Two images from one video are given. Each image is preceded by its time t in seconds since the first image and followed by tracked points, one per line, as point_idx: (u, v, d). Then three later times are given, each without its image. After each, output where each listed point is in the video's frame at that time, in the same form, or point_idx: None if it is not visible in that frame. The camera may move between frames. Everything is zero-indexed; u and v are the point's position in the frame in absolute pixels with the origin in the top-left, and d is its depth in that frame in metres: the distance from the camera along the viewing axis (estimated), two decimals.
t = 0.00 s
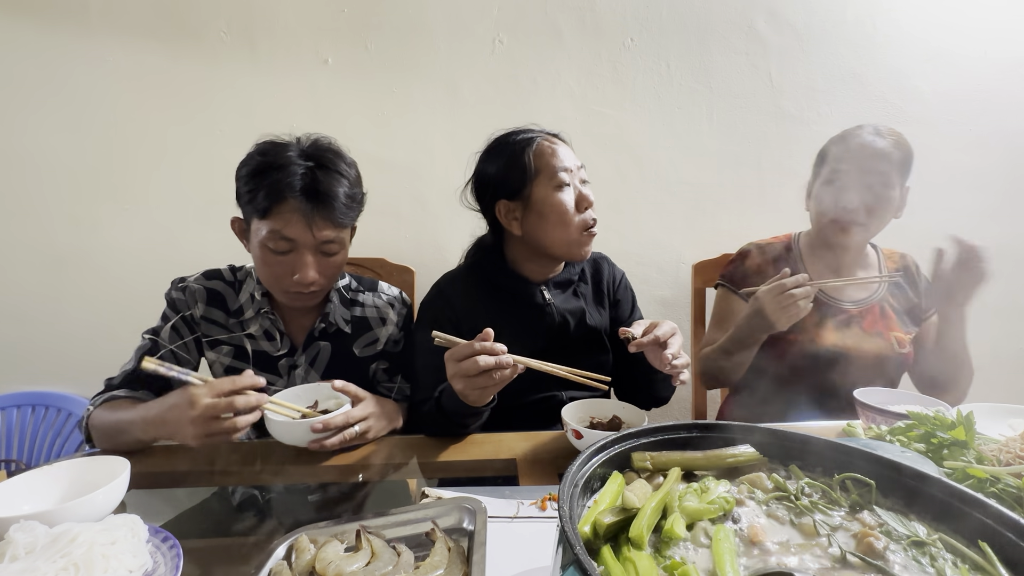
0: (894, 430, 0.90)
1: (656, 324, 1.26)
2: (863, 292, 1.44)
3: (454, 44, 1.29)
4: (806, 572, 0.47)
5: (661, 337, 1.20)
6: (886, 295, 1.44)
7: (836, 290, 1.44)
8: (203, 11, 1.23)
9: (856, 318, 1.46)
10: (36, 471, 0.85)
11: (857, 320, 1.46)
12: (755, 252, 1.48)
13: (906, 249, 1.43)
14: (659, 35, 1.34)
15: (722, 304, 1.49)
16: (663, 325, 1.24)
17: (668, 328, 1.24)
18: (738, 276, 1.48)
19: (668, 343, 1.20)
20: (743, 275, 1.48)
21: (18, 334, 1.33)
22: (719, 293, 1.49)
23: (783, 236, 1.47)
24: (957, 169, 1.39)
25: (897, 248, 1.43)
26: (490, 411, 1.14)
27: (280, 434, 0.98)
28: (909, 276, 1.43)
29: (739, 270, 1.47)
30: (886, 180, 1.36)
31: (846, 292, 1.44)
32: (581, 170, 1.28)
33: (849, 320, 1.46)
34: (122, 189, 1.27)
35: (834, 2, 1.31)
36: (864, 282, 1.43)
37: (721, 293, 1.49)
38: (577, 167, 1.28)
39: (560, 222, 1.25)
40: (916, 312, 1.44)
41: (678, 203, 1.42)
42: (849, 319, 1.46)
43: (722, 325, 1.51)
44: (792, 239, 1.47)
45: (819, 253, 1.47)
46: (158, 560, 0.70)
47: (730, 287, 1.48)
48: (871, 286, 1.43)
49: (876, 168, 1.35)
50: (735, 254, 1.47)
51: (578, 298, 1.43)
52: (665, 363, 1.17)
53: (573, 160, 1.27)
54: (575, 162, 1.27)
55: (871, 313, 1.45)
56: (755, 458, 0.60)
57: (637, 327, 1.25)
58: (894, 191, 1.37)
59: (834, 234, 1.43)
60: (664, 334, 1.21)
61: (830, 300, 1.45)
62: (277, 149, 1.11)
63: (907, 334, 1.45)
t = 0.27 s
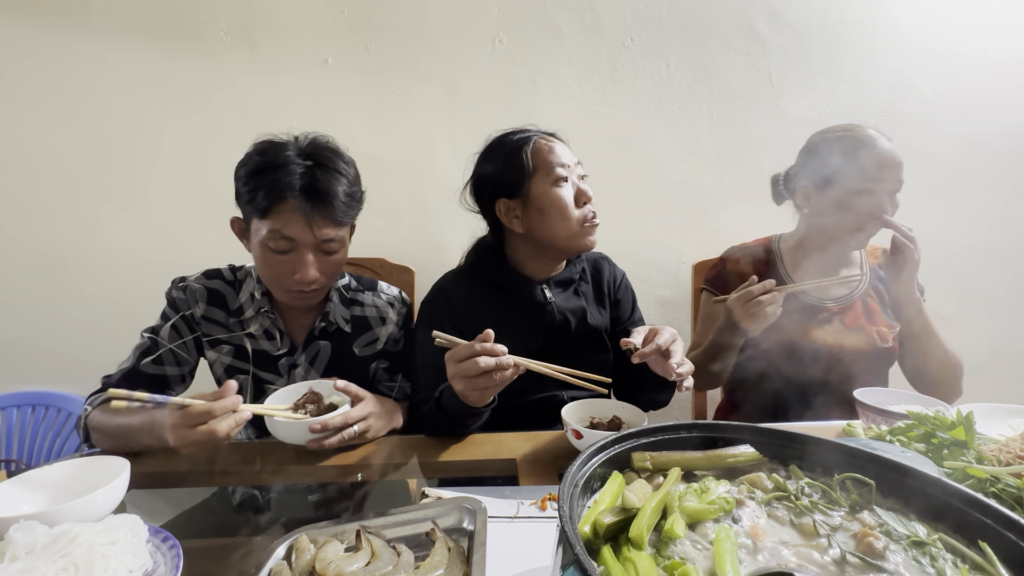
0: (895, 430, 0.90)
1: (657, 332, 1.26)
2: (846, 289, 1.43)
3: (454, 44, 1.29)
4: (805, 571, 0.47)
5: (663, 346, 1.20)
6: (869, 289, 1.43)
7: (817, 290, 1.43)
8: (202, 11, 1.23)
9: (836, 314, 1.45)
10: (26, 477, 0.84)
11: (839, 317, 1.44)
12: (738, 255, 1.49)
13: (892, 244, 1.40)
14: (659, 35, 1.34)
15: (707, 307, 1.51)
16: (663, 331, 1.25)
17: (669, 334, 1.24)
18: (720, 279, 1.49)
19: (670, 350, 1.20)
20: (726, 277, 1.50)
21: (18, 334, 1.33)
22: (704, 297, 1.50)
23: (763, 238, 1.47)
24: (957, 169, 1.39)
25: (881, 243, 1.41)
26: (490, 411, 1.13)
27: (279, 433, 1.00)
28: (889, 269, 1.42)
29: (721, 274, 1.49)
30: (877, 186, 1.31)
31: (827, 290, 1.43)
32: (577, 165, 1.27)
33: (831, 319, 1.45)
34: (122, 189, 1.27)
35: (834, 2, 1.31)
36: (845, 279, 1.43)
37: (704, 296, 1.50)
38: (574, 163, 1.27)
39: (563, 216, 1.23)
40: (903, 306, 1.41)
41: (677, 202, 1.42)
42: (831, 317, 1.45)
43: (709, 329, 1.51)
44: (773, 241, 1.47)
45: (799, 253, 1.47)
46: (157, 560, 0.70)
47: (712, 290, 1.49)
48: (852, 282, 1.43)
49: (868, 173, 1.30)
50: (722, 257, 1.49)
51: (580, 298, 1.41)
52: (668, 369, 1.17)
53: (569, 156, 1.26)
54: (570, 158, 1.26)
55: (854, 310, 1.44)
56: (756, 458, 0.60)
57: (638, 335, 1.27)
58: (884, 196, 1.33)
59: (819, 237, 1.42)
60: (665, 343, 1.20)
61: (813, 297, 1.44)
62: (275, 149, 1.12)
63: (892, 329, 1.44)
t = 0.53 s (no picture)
0: (894, 430, 0.90)
1: (658, 332, 1.25)
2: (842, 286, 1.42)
3: (454, 44, 1.29)
4: (805, 572, 0.47)
5: (666, 345, 1.20)
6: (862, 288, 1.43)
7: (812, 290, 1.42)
8: (202, 11, 1.23)
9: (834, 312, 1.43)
10: (31, 472, 0.84)
11: (836, 315, 1.42)
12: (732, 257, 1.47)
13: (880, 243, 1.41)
14: (659, 35, 1.34)
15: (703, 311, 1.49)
16: (665, 332, 1.24)
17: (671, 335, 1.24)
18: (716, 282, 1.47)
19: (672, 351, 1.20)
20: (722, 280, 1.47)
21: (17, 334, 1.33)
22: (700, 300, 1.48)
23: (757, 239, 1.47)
24: (956, 169, 1.39)
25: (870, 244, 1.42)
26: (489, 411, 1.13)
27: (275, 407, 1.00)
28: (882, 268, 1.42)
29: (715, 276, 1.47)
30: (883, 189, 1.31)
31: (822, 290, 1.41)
32: (579, 167, 1.28)
33: (828, 315, 1.43)
34: (121, 189, 1.27)
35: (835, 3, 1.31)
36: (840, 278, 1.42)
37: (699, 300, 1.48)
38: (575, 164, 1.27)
39: (562, 217, 1.24)
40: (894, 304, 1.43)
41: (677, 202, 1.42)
42: (828, 315, 1.43)
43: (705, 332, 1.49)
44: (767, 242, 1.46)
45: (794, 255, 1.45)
46: (158, 560, 0.70)
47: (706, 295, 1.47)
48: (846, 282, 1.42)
49: (875, 176, 1.29)
50: (717, 258, 1.47)
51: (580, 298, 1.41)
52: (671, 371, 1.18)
53: (572, 158, 1.27)
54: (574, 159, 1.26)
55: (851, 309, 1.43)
56: (755, 458, 0.60)
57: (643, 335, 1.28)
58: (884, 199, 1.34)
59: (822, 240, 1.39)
60: (669, 343, 1.20)
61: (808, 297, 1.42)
62: (268, 147, 1.11)
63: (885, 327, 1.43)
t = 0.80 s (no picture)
0: (894, 430, 0.91)
1: (659, 336, 1.25)
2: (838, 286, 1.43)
3: (454, 44, 1.29)
4: (805, 571, 0.47)
5: (667, 350, 1.20)
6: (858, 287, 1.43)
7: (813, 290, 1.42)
8: (201, 11, 1.23)
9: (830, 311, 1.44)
10: (32, 472, 0.84)
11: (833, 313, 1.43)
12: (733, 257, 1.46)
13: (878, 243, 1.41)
14: (659, 35, 1.34)
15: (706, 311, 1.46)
16: (665, 336, 1.24)
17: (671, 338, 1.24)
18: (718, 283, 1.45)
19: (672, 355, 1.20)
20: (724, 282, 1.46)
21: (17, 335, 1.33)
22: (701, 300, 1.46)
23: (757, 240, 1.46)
24: (956, 169, 1.39)
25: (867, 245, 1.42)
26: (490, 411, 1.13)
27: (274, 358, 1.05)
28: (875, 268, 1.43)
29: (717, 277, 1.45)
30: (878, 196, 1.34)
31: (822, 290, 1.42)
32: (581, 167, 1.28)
33: (824, 314, 1.44)
34: (120, 189, 1.26)
35: (835, 3, 1.31)
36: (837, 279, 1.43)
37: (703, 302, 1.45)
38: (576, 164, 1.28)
39: (563, 219, 1.25)
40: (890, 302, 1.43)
41: (677, 202, 1.41)
42: (824, 313, 1.44)
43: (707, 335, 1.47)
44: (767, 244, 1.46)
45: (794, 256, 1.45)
46: (158, 560, 0.70)
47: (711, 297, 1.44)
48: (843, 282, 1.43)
49: (871, 183, 1.32)
50: (717, 259, 1.45)
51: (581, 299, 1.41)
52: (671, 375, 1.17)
53: (575, 159, 1.27)
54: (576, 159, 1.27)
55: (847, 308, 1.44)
56: (756, 458, 0.60)
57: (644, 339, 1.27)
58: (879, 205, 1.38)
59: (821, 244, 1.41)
60: (669, 347, 1.20)
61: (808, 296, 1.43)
62: (266, 148, 1.21)
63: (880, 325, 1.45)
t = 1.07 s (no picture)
0: (894, 430, 0.91)
1: (660, 339, 1.26)
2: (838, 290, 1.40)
3: (454, 44, 1.30)
4: (805, 571, 0.47)
5: (666, 352, 1.18)
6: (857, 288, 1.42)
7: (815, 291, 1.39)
8: (202, 11, 1.23)
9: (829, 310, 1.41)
10: (31, 472, 0.84)
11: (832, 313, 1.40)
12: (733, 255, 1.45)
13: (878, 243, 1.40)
14: (659, 35, 1.34)
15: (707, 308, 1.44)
16: (664, 338, 1.25)
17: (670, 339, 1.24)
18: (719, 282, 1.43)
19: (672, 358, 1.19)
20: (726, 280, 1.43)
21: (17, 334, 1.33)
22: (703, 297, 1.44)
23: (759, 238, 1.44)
24: (956, 169, 1.39)
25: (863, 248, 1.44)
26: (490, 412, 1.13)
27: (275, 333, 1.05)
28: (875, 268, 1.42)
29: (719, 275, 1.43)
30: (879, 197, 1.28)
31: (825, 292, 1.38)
32: (582, 168, 1.27)
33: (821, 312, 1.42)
34: (120, 188, 1.26)
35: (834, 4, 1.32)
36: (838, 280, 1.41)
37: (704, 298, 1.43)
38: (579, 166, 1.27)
39: (566, 219, 1.21)
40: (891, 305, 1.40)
41: (677, 202, 1.43)
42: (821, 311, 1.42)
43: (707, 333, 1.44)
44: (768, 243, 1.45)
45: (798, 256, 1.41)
46: (158, 560, 0.70)
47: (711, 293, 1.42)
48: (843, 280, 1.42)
49: (872, 183, 1.27)
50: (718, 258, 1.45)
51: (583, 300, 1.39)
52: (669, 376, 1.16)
53: (575, 159, 1.26)
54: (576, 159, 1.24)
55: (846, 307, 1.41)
56: (756, 457, 0.60)
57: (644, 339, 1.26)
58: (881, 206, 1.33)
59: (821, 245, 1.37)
60: (669, 349, 1.20)
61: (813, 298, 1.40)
62: (269, 148, 1.13)
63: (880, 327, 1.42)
